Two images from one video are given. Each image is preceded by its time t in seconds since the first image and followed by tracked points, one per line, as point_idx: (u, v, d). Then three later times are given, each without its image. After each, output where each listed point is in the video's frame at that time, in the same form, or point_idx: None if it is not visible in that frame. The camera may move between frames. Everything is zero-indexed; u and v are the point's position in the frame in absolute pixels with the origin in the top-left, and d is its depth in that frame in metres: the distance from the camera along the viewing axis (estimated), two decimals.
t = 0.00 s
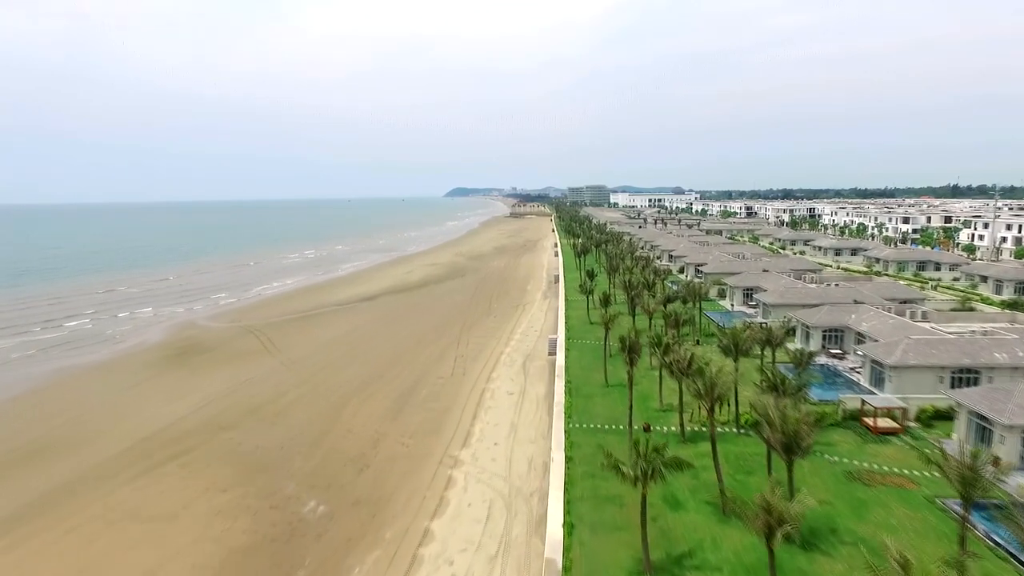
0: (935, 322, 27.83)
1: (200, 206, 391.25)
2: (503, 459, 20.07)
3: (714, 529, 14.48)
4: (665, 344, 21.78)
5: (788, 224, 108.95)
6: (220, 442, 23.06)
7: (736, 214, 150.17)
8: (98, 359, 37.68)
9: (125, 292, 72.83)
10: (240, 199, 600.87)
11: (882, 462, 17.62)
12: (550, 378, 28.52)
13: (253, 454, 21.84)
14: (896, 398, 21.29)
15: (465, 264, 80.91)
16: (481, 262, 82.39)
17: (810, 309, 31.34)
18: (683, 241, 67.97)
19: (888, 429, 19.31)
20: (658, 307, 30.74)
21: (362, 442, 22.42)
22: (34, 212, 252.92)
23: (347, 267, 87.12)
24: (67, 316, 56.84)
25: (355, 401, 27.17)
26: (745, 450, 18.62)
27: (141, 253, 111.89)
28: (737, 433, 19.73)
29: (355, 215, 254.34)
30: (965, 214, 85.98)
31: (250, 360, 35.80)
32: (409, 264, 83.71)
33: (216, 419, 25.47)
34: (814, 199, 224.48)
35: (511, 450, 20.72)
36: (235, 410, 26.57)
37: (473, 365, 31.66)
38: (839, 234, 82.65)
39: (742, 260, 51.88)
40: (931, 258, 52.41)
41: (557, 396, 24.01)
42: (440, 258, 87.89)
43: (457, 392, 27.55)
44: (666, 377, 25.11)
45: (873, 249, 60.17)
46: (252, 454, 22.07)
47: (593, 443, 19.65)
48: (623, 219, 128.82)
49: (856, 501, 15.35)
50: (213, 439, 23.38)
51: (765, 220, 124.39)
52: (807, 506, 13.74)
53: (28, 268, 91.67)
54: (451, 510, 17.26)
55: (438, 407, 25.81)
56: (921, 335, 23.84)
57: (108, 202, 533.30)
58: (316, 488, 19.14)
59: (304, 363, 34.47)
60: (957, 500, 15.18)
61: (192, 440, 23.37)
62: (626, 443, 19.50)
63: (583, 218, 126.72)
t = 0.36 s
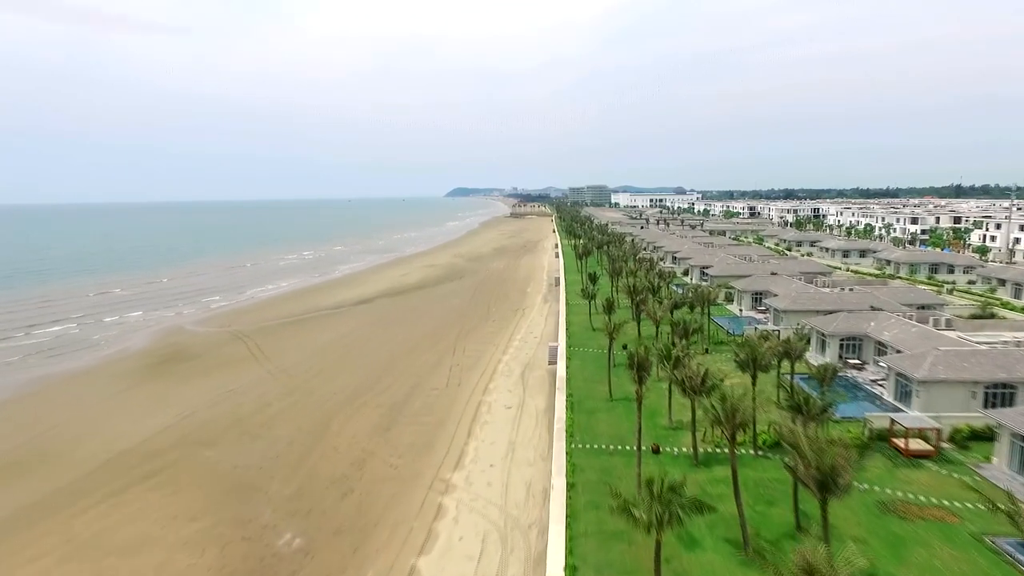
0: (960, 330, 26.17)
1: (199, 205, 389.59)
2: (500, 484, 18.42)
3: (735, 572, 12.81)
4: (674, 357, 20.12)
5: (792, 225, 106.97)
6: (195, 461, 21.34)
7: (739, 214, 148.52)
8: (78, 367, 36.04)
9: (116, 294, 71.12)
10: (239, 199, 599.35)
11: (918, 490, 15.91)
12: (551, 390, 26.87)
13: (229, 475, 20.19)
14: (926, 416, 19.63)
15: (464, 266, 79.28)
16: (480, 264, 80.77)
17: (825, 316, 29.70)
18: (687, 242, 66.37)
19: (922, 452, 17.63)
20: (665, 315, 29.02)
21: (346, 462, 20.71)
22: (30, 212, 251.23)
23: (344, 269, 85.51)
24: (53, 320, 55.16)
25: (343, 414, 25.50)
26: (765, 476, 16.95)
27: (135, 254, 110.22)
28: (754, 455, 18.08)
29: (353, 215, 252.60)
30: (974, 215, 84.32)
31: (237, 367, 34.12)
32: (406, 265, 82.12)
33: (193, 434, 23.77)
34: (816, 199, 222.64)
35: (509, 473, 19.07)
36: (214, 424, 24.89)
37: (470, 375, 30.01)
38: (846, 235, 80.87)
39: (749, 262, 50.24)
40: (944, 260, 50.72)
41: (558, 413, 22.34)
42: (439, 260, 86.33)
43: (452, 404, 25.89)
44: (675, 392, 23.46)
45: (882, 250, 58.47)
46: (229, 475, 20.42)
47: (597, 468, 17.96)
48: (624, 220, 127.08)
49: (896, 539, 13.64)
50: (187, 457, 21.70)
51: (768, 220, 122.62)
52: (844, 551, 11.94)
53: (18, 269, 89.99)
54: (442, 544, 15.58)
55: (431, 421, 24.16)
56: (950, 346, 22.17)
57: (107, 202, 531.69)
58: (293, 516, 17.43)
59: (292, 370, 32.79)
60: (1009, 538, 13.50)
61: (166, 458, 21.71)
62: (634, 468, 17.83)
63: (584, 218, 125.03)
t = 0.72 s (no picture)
0: (988, 341, 24.46)
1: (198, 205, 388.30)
2: (494, 514, 16.73)
3: None
4: (686, 373, 18.41)
5: (797, 225, 105.27)
6: (164, 484, 19.60)
7: (741, 215, 146.93)
8: (56, 375, 34.39)
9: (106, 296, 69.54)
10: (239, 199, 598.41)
11: (961, 527, 14.17)
12: (551, 403, 25.15)
13: (198, 501, 18.49)
14: (963, 438, 17.93)
15: (462, 267, 77.69)
16: (479, 265, 79.13)
17: (842, 324, 28.01)
18: (690, 244, 64.51)
19: (962, 479, 15.92)
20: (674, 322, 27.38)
21: (326, 488, 18.98)
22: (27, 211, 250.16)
23: (340, 270, 83.95)
24: (38, 323, 53.56)
25: (329, 430, 23.79)
26: (788, 507, 15.25)
27: (130, 254, 108.71)
28: (775, 481, 16.36)
29: (352, 215, 251.07)
30: (983, 215, 82.59)
31: (221, 376, 32.36)
32: (404, 266, 80.51)
33: (166, 453, 22.04)
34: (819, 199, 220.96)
35: (504, 501, 17.39)
36: (190, 440, 23.17)
37: (465, 386, 28.31)
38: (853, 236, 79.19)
39: (756, 264, 48.56)
40: (958, 262, 49.04)
41: (558, 431, 20.66)
42: (437, 261, 84.71)
43: (445, 420, 24.17)
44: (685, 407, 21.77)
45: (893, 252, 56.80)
46: (197, 499, 18.71)
47: (601, 497, 16.24)
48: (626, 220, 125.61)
49: None
50: (156, 480, 19.96)
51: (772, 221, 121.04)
52: None
53: (10, 270, 88.45)
54: None
55: (422, 438, 22.47)
56: (984, 359, 20.43)
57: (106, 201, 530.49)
58: (262, 553, 15.68)
59: (279, 380, 31.05)
60: None
61: (133, 481, 19.96)
62: (642, 497, 16.09)
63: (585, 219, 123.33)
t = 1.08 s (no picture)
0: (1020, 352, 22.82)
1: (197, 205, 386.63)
2: (486, 550, 15.07)
3: None
4: (698, 392, 16.70)
5: (802, 225, 103.61)
6: (125, 515, 17.88)
7: (744, 214, 145.27)
8: (31, 383, 32.78)
9: (96, 298, 67.91)
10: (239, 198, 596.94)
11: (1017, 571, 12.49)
12: (551, 419, 23.44)
13: (161, 535, 16.84)
14: (1006, 464, 16.25)
15: (461, 269, 76.13)
16: (478, 267, 77.51)
17: (861, 333, 26.34)
18: (694, 245, 62.94)
19: (1010, 512, 14.25)
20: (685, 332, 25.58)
21: (303, 518, 17.33)
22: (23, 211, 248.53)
23: (337, 272, 82.33)
24: (23, 327, 51.95)
25: (310, 450, 22.08)
26: (818, 546, 13.58)
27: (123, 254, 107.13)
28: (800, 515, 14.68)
29: (351, 216, 249.48)
30: (993, 216, 80.90)
31: (202, 387, 30.63)
32: (401, 268, 78.96)
33: (132, 480, 20.31)
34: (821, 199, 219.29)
35: (498, 534, 15.73)
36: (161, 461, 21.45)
37: (459, 398, 26.66)
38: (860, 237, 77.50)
39: (764, 267, 46.96)
40: (972, 265, 47.44)
41: (557, 453, 18.95)
42: (435, 262, 83.10)
43: (436, 438, 22.47)
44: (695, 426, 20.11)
45: (903, 254, 55.20)
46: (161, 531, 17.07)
47: (607, 532, 14.56)
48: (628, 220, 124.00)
49: None
50: (118, 509, 18.25)
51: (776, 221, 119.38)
52: None
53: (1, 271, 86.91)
54: None
55: (410, 459, 20.83)
56: None
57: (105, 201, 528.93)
58: None
59: (263, 392, 29.34)
60: None
61: (93, 509, 18.33)
62: (653, 533, 14.41)
63: (586, 219, 121.62)
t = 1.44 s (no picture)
0: None
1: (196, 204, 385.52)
2: None
3: None
4: (715, 414, 15.01)
5: (806, 226, 101.95)
6: (81, 547, 16.26)
7: (747, 214, 143.54)
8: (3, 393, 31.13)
9: (84, 300, 66.25)
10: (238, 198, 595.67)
11: None
12: (550, 436, 21.77)
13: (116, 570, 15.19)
14: None
15: (458, 271, 74.54)
16: (476, 269, 75.92)
17: (881, 343, 24.65)
18: (698, 247, 61.33)
19: None
20: (695, 343, 23.96)
21: (275, 552, 15.67)
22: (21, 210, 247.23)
23: (333, 274, 80.72)
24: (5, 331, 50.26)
25: (288, 472, 20.41)
26: None
27: (117, 254, 105.53)
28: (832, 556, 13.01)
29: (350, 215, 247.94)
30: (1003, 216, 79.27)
31: (181, 401, 28.95)
32: (398, 270, 77.37)
33: (92, 506, 18.61)
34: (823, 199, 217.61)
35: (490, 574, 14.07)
36: (128, 484, 19.86)
37: (453, 412, 24.99)
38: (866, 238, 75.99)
39: (771, 270, 45.38)
40: (986, 267, 45.88)
41: (557, 478, 17.27)
42: (433, 264, 81.51)
43: (425, 457, 20.80)
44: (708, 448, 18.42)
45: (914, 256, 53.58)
46: (118, 566, 15.44)
47: None
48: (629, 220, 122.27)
49: None
50: (74, 540, 16.63)
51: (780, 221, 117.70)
52: None
53: None
54: None
55: (397, 482, 19.16)
56: None
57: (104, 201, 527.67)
58: None
59: (244, 404, 27.62)
60: None
61: (47, 540, 16.70)
62: None
63: (587, 219, 119.99)
